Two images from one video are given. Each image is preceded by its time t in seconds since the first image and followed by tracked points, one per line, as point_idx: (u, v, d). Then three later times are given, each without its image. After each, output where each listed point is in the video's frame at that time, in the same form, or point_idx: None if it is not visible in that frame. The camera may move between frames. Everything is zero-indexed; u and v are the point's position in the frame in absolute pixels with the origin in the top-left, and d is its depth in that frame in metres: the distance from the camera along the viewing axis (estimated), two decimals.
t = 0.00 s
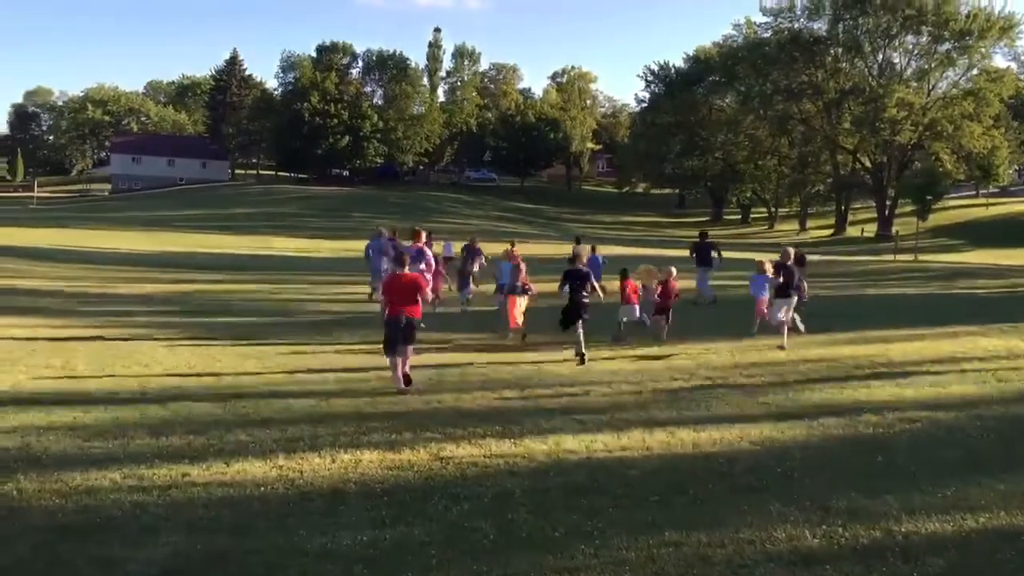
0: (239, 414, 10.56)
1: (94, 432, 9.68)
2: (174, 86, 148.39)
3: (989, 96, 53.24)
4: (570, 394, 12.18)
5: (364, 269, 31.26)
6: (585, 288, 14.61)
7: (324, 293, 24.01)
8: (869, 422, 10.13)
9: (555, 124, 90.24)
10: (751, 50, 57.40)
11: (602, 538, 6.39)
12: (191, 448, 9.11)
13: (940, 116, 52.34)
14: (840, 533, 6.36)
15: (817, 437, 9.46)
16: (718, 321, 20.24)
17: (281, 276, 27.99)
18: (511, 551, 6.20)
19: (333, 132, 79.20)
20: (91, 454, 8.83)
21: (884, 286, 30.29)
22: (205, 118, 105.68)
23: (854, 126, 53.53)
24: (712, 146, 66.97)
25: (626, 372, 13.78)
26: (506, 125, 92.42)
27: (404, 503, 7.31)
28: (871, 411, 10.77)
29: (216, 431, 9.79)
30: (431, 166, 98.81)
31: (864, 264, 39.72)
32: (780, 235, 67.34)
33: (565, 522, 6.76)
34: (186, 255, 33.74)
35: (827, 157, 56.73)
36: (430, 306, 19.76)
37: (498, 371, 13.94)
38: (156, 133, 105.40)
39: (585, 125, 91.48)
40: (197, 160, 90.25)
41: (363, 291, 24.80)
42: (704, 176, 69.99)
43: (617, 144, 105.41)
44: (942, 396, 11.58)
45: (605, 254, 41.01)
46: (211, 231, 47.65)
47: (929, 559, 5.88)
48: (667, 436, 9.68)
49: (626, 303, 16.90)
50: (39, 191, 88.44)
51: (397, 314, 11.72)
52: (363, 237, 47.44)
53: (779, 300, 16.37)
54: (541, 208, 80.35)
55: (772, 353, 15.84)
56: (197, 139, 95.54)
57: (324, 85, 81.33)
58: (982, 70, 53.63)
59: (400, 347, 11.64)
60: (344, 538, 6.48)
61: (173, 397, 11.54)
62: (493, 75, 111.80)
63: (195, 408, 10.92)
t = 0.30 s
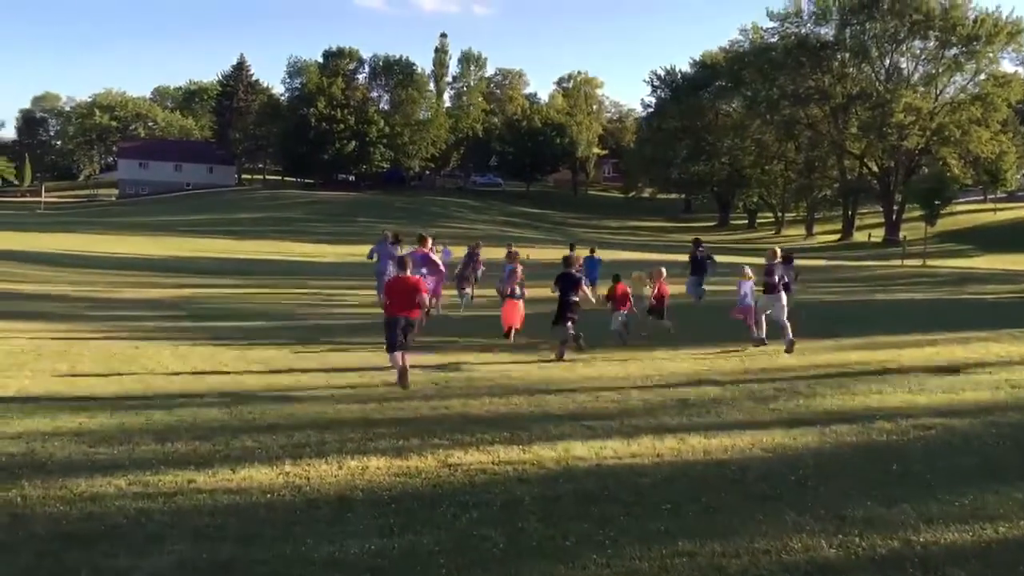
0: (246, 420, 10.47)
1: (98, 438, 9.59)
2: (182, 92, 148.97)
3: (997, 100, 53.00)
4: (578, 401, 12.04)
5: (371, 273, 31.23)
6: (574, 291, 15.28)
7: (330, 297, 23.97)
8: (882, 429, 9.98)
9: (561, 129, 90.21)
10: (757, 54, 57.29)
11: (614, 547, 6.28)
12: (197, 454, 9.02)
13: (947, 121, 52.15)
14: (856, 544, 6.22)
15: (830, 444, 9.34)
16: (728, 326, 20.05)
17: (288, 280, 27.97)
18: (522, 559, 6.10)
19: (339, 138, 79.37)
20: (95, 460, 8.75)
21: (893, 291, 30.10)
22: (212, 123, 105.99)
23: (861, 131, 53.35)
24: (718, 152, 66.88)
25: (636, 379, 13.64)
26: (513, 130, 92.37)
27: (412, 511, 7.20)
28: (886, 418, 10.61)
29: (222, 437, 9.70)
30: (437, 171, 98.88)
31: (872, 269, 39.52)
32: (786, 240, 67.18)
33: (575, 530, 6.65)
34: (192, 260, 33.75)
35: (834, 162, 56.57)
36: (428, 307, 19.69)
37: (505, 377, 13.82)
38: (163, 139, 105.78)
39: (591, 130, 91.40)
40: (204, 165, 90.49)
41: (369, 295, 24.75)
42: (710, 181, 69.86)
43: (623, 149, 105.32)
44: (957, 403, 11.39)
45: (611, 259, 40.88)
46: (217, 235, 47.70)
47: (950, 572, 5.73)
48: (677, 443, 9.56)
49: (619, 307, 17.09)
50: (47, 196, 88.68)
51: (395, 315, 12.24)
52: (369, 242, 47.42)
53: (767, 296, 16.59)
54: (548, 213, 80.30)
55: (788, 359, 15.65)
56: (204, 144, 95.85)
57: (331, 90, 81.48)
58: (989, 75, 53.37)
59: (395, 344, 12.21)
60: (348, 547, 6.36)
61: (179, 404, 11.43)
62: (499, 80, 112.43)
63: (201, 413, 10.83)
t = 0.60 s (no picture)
0: (255, 425, 10.31)
1: (105, 443, 9.46)
2: (192, 97, 149.62)
3: (1009, 103, 52.51)
4: (589, 405, 11.86)
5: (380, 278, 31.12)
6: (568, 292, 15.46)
7: (339, 302, 23.86)
8: (902, 435, 9.76)
9: (571, 133, 90.06)
10: (767, 58, 57.05)
11: (631, 557, 6.10)
12: (203, 459, 8.86)
13: (959, 124, 51.72)
14: (882, 553, 6.02)
15: (850, 450, 9.13)
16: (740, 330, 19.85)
17: (297, 285, 27.88)
18: (536, 569, 5.93)
19: (349, 142, 79.46)
20: (101, 466, 8.61)
21: (906, 296, 29.83)
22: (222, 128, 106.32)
23: (872, 134, 53.03)
24: (728, 156, 66.66)
25: (648, 384, 13.44)
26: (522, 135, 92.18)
27: (423, 519, 7.02)
28: (906, 423, 10.39)
29: (229, 442, 9.54)
30: (446, 176, 98.85)
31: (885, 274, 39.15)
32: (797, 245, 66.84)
33: (590, 537, 6.48)
34: (200, 264, 33.67)
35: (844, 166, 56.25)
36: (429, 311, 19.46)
37: (516, 381, 13.65)
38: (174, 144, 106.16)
39: (600, 134, 91.20)
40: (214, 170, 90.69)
41: (378, 300, 24.63)
42: (720, 185, 69.60)
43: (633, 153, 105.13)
44: (977, 408, 11.18)
45: (621, 263, 40.66)
46: (226, 240, 47.72)
47: None
48: (693, 448, 9.36)
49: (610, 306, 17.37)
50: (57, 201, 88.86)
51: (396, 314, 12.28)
52: (378, 247, 47.35)
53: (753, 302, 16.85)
54: (557, 217, 80.14)
55: (801, 363, 15.44)
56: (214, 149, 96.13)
57: (340, 95, 81.59)
58: (1001, 78, 52.92)
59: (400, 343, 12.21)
60: (357, 555, 6.19)
61: (187, 408, 11.30)
62: (507, 84, 112.41)
63: (209, 418, 10.68)
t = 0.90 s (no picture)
0: (258, 430, 10.19)
1: (107, 448, 9.35)
2: (197, 103, 150.07)
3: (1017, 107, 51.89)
4: (596, 409, 11.72)
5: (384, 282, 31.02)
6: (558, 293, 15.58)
7: (344, 306, 23.75)
8: (914, 440, 9.61)
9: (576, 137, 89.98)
10: (772, 62, 56.83)
11: (641, 565, 5.96)
12: (205, 465, 8.74)
13: (965, 128, 51.22)
14: (900, 563, 5.87)
15: (862, 454, 8.97)
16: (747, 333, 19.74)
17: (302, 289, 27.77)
18: None
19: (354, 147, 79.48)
20: (102, 471, 8.49)
21: (915, 299, 29.64)
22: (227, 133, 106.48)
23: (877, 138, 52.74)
24: (733, 160, 66.53)
25: (656, 388, 13.29)
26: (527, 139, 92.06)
27: (429, 526, 6.89)
28: (918, 427, 10.25)
29: (232, 447, 9.43)
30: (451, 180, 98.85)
31: (892, 278, 38.95)
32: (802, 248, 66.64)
33: (600, 545, 6.34)
34: (205, 268, 33.56)
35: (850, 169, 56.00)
36: (428, 312, 19.36)
37: (523, 384, 13.52)
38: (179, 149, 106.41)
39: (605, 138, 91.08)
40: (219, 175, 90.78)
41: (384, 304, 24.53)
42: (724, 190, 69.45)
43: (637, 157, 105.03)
44: (989, 412, 11.03)
45: (626, 266, 40.55)
46: (231, 244, 47.70)
47: None
48: (702, 453, 9.22)
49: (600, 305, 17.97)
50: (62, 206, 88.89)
51: (394, 317, 12.19)
52: (383, 251, 47.28)
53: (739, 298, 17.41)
54: (562, 221, 80.07)
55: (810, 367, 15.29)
56: (219, 154, 96.26)
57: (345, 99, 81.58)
58: (1008, 81, 52.43)
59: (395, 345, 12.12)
60: (362, 562, 6.07)
61: (190, 412, 11.19)
62: (512, 88, 112.41)
63: (212, 422, 10.56)
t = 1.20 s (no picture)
0: (258, 437, 10.00)
1: (104, 456, 9.16)
2: (199, 105, 149.97)
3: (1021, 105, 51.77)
4: (602, 413, 11.51)
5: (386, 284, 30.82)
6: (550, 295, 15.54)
7: (346, 309, 23.56)
8: (927, 444, 9.41)
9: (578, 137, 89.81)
10: (775, 62, 56.42)
11: None
12: (203, 473, 8.55)
13: (969, 127, 51.30)
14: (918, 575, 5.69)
15: (874, 459, 8.77)
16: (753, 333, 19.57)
17: (303, 292, 27.59)
18: None
19: (356, 148, 79.33)
20: (97, 480, 8.30)
21: (920, 300, 29.42)
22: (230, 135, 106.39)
23: (882, 138, 52.49)
24: (736, 160, 66.32)
25: (662, 392, 13.08)
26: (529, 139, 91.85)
27: (433, 537, 6.70)
28: (930, 431, 10.06)
29: (231, 454, 9.25)
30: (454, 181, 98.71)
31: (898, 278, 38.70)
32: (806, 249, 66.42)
33: (607, 556, 6.16)
34: (206, 271, 33.37)
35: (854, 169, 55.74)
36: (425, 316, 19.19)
37: (526, 388, 13.34)
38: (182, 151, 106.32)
39: (608, 139, 90.89)
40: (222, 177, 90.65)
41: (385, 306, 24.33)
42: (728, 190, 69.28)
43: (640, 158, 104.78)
44: (1001, 415, 10.83)
45: (629, 268, 40.31)
46: (233, 247, 47.52)
47: None
48: (711, 460, 9.03)
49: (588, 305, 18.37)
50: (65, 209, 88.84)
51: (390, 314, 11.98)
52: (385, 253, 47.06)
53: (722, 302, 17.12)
54: (565, 222, 79.86)
55: (816, 368, 15.10)
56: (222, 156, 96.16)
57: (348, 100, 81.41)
58: (1013, 80, 52.20)
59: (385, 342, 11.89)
60: None
61: (189, 418, 10.99)
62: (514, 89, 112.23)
63: (211, 429, 10.37)
